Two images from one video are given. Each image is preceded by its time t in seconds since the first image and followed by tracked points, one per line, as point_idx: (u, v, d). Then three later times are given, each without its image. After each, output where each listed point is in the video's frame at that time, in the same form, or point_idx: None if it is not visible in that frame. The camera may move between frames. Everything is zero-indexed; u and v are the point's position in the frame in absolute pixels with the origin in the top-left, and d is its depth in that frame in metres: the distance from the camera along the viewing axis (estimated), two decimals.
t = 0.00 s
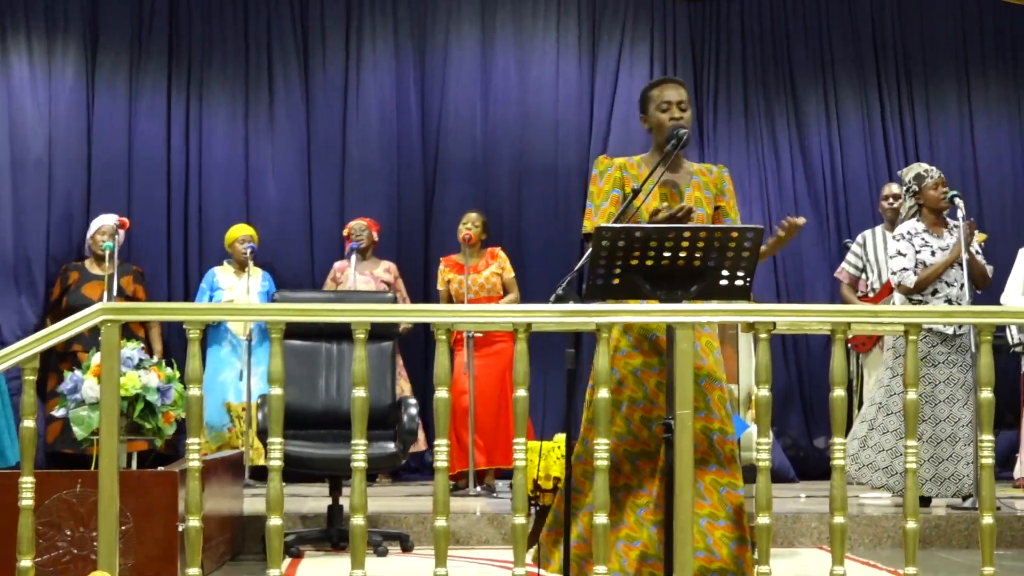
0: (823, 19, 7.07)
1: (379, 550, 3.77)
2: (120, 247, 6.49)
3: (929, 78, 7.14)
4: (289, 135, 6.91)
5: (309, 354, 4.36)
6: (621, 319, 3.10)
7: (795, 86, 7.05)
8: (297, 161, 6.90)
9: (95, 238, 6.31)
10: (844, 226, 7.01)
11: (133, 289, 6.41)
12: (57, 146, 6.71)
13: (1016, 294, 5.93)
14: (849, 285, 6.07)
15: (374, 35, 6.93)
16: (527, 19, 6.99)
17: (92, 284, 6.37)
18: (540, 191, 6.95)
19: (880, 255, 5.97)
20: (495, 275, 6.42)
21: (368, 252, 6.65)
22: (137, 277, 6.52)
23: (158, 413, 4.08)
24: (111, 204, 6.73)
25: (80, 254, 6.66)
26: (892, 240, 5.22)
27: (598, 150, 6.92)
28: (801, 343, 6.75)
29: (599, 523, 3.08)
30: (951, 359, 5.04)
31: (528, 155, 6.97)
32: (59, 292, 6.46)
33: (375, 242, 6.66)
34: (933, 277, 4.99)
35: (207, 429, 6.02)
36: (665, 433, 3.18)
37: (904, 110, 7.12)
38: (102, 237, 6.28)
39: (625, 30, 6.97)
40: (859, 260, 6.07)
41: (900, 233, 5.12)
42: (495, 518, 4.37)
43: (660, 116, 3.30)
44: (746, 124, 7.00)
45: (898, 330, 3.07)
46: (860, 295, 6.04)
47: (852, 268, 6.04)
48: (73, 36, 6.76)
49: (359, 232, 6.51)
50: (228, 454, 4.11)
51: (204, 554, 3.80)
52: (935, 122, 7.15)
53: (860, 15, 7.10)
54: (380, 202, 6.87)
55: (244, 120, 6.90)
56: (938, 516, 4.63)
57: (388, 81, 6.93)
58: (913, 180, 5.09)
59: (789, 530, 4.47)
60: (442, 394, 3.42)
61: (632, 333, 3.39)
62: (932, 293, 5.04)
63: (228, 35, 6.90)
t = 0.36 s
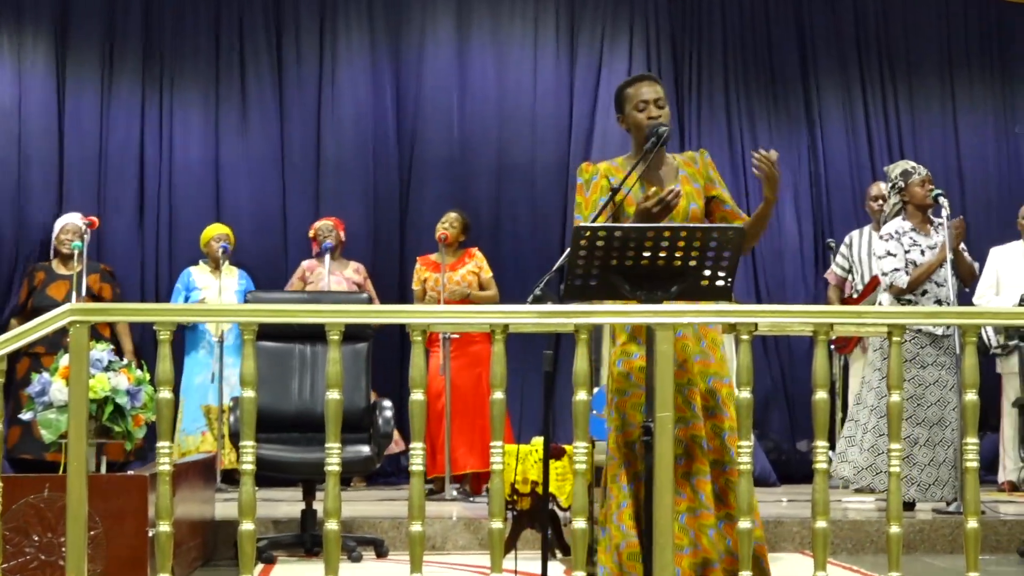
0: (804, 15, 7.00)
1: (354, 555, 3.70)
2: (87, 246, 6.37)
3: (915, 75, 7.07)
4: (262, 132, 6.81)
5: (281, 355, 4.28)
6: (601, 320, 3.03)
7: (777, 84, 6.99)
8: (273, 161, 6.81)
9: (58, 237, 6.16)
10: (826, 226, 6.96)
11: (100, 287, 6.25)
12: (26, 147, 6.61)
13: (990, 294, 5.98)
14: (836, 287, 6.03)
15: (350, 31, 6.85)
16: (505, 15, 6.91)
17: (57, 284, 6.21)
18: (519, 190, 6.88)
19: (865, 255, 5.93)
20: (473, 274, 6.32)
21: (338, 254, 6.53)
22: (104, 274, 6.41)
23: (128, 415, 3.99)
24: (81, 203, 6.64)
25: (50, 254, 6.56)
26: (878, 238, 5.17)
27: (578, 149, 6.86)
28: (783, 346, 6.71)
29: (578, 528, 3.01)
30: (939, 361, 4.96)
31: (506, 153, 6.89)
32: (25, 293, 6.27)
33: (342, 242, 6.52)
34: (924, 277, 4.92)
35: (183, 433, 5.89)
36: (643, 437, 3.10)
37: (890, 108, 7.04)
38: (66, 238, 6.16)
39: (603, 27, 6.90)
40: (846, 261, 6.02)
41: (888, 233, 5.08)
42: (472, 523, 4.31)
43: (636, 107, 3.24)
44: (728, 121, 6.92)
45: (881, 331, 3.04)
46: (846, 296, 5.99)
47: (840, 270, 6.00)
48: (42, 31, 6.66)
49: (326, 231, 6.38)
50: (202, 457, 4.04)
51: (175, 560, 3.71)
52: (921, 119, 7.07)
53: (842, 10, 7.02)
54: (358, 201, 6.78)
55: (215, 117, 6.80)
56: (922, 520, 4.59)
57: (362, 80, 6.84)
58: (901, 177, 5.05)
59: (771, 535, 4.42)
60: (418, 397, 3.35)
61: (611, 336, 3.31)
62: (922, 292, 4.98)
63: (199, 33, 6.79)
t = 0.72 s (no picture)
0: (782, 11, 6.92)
1: (321, 563, 3.59)
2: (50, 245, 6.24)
3: (896, 71, 6.99)
4: (228, 129, 6.68)
5: (247, 357, 4.17)
6: (575, 322, 2.94)
7: (755, 80, 6.90)
8: (242, 158, 6.68)
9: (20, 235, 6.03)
10: (807, 225, 6.87)
11: (64, 285, 6.22)
12: None
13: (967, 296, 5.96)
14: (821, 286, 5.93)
15: (318, 25, 6.72)
16: (478, 11, 6.80)
17: (20, 285, 6.10)
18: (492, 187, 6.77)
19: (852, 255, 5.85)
20: (444, 275, 6.25)
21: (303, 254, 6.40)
22: (68, 273, 6.31)
23: (88, 419, 3.86)
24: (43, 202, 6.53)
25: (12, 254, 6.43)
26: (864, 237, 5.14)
27: (553, 146, 6.75)
28: (761, 347, 6.64)
29: (552, 535, 2.92)
30: (926, 362, 4.88)
31: (478, 150, 6.78)
32: None
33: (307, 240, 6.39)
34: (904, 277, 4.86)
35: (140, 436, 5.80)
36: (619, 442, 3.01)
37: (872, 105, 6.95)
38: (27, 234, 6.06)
39: (578, 23, 6.80)
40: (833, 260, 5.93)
41: (871, 233, 5.05)
42: (443, 529, 4.21)
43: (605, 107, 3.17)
44: (706, 119, 6.83)
45: (863, 333, 2.96)
46: (830, 295, 5.92)
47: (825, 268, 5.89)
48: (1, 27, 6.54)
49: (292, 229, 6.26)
50: (164, 463, 3.90)
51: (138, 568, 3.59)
52: (903, 117, 6.99)
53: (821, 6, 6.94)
54: (331, 199, 6.67)
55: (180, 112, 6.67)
56: (905, 527, 4.53)
57: (332, 76, 6.72)
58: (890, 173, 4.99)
59: (750, 541, 4.35)
60: (387, 400, 3.25)
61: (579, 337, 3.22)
62: (905, 293, 4.92)
63: (164, 27, 6.67)
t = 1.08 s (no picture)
0: (765, 7, 6.84)
1: (294, 570, 3.50)
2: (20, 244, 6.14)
3: (881, 69, 6.93)
4: (199, 126, 6.58)
5: (219, 359, 4.09)
6: (554, 322, 2.87)
7: (737, 78, 6.84)
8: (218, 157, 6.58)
9: None
10: (788, 225, 6.80)
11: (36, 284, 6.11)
12: None
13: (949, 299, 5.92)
14: (804, 285, 5.82)
15: (291, 21, 6.62)
16: (454, 7, 6.71)
17: None
18: (469, 186, 6.70)
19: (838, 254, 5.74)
20: (414, 277, 6.14)
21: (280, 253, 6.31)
22: (45, 273, 6.22)
23: (56, 422, 3.77)
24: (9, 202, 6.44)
25: None
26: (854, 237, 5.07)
27: (532, 145, 6.67)
28: (742, 349, 6.58)
29: (530, 540, 2.85)
30: (914, 364, 4.83)
31: (454, 148, 6.70)
32: None
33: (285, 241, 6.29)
34: (884, 278, 4.82)
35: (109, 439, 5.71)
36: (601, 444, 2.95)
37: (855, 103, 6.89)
38: None
39: (556, 19, 6.72)
40: (817, 259, 5.82)
41: (861, 232, 4.98)
42: (418, 535, 4.16)
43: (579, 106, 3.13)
44: (687, 118, 6.77)
45: (846, 334, 2.92)
46: (815, 295, 5.83)
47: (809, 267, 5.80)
48: None
49: (271, 229, 6.18)
50: (133, 467, 3.80)
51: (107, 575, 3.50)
52: (887, 114, 6.93)
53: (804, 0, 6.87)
54: (308, 199, 6.58)
55: (150, 109, 6.57)
56: (890, 532, 4.49)
57: (305, 72, 6.62)
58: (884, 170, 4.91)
59: (731, 547, 4.29)
60: (362, 403, 3.17)
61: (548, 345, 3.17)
62: (887, 294, 4.86)
63: (132, 22, 6.56)
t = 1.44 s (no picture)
0: None
1: None
2: None
3: (866, 63, 6.80)
4: (167, 122, 6.47)
5: (186, 361, 3.98)
6: (532, 324, 2.78)
7: (717, 72, 6.73)
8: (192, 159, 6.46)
9: None
10: (770, 224, 6.70)
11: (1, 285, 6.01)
12: None
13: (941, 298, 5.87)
14: (787, 282, 5.75)
15: (259, 13, 6.50)
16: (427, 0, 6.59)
17: None
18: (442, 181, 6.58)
19: (823, 252, 5.65)
20: (384, 284, 6.06)
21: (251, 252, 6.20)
22: (12, 274, 6.11)
23: (17, 426, 3.60)
24: None
25: None
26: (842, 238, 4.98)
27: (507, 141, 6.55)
28: (723, 349, 6.52)
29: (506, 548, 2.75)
30: (897, 367, 4.76)
31: (428, 143, 6.58)
32: None
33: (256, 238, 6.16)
34: (865, 279, 4.77)
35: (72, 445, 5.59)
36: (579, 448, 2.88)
37: (839, 98, 6.78)
38: None
39: (532, 12, 6.61)
40: (800, 255, 5.74)
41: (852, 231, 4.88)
42: (391, 542, 4.09)
43: (556, 107, 3.04)
44: (666, 114, 6.68)
45: (830, 337, 2.85)
46: (799, 294, 5.75)
47: (793, 264, 5.73)
48: None
49: (241, 227, 6.07)
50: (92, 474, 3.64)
51: None
52: (872, 109, 6.81)
53: None
54: (279, 196, 6.47)
55: (117, 105, 6.45)
56: (875, 539, 4.42)
57: (274, 65, 6.50)
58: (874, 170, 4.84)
59: (713, 554, 4.23)
60: (332, 407, 3.07)
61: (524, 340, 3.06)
62: (869, 294, 4.79)
63: (96, 17, 6.45)
